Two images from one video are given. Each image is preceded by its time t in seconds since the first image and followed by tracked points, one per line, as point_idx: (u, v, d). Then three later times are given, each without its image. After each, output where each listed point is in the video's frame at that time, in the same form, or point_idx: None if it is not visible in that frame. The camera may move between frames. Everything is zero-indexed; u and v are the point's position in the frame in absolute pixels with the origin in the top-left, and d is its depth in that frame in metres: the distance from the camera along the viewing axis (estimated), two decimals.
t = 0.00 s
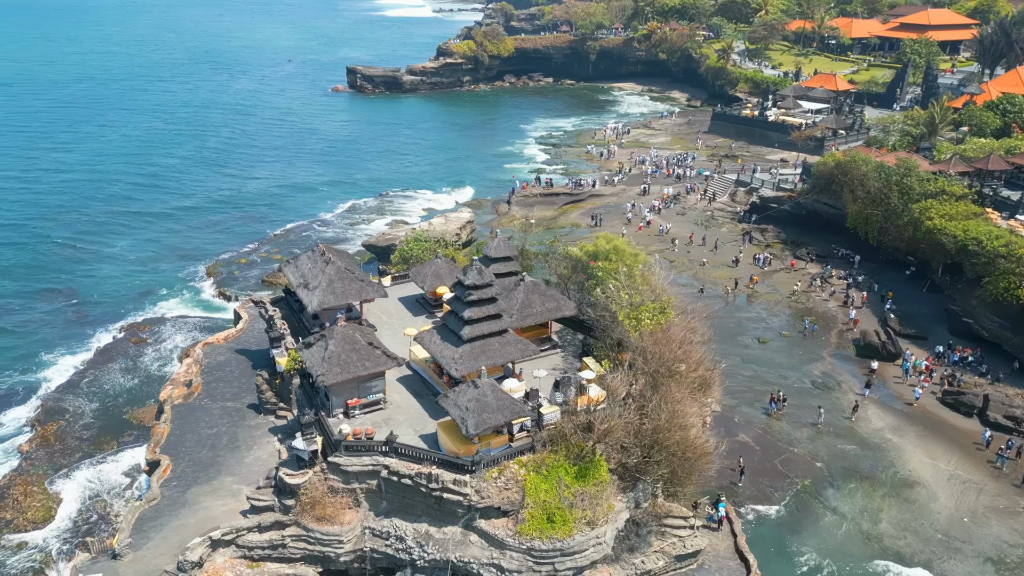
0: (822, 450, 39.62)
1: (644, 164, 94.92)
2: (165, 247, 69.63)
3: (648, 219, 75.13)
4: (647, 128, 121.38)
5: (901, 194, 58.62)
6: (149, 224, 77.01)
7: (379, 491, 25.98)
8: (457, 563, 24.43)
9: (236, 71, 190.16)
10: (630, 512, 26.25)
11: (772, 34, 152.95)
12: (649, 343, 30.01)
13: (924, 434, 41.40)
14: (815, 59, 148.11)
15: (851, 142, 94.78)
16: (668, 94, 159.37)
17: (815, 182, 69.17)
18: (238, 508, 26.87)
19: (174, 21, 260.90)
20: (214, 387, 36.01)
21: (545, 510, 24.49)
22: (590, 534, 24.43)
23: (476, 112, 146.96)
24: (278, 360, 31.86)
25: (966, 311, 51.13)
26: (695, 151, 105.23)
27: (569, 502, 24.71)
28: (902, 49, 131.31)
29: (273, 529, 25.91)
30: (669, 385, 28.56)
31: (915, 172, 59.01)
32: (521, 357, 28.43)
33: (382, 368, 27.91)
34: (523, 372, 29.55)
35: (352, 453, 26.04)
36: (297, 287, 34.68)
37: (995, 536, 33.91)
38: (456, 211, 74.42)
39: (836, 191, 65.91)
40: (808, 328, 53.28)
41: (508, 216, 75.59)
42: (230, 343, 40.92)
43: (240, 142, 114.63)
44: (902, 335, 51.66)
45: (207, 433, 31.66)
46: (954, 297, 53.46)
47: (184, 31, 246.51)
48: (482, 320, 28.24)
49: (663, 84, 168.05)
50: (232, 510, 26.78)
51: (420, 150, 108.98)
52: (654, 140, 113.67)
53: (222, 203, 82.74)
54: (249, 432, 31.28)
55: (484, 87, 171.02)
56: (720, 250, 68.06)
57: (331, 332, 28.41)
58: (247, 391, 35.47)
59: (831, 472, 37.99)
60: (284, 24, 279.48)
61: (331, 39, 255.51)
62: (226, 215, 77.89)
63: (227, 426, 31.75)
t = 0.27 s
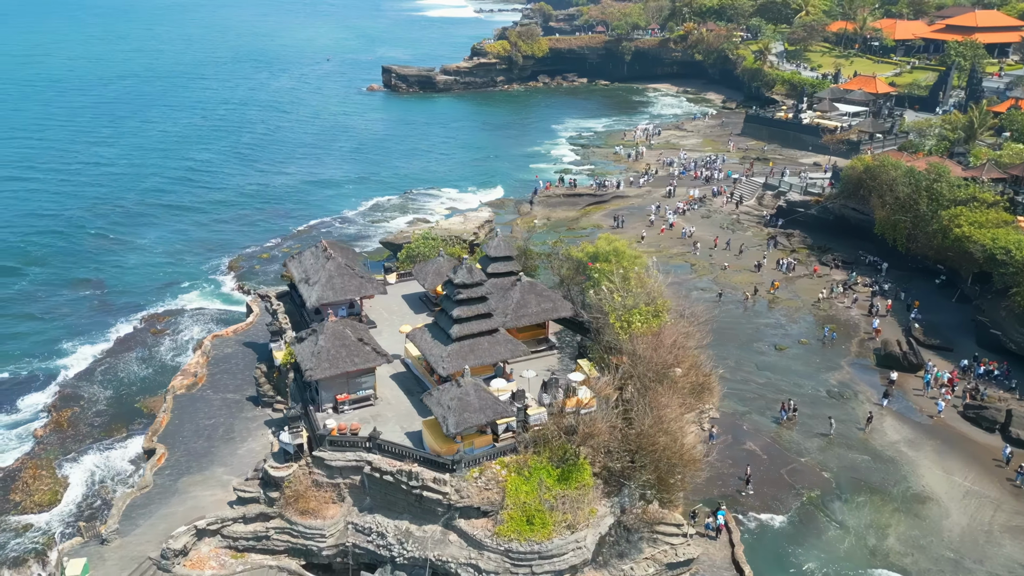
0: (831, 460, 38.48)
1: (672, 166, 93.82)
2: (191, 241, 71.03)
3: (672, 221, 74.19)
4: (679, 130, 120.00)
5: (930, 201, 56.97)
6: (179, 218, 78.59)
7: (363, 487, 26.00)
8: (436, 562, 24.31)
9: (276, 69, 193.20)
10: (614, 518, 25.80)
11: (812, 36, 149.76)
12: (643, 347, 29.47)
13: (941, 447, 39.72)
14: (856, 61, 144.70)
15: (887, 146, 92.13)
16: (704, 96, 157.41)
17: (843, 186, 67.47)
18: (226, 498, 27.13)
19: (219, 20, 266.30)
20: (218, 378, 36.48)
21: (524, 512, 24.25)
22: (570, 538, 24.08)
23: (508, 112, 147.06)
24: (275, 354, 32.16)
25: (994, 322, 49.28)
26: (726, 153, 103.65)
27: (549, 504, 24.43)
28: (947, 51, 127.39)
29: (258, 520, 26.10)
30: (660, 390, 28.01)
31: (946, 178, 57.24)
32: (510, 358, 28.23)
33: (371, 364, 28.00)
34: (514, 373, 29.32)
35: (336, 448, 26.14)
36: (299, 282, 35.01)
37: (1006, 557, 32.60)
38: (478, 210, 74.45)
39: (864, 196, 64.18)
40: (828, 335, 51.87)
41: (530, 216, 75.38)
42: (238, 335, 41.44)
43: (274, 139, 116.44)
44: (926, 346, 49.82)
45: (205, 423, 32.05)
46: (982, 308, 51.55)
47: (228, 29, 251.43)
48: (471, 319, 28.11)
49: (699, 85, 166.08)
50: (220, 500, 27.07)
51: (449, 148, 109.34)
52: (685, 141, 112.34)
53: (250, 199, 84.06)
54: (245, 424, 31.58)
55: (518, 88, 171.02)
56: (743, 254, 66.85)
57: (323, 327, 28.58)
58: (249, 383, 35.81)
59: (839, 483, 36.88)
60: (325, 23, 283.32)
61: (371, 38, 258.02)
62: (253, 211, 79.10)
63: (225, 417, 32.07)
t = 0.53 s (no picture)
0: (837, 471, 37.72)
1: (700, 168, 92.67)
2: (217, 237, 72.54)
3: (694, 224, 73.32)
4: (711, 132, 118.42)
5: (958, 208, 55.43)
6: (207, 213, 80.24)
7: (346, 482, 26.24)
8: (413, 559, 24.41)
9: (315, 66, 196.03)
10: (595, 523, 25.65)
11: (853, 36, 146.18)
12: (632, 351, 29.16)
13: (952, 461, 38.75)
14: (898, 63, 140.85)
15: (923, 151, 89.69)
16: (740, 98, 155.05)
17: (870, 192, 65.91)
18: (215, 489, 27.62)
19: (262, 18, 271.05)
20: (222, 370, 37.16)
21: (501, 513, 24.14)
22: (546, 540, 23.96)
23: (541, 112, 146.89)
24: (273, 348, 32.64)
25: (1019, 334, 47.59)
26: (757, 156, 102.01)
27: (527, 505, 24.34)
28: (994, 54, 123.11)
29: (243, 511, 26.52)
30: (647, 394, 27.70)
31: (976, 184, 55.65)
32: (498, 358, 28.19)
33: (359, 360, 28.21)
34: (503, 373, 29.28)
35: (321, 443, 26.44)
36: (300, 278, 35.48)
37: None
38: (498, 210, 74.54)
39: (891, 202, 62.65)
40: (845, 344, 50.76)
41: (551, 216, 75.24)
42: (247, 329, 42.15)
43: (307, 136, 118.14)
44: (946, 357, 48.35)
45: (204, 415, 32.67)
46: (1008, 319, 49.87)
47: (271, 27, 255.81)
48: (459, 318, 28.19)
49: (736, 87, 163.74)
50: (209, 491, 27.56)
51: (477, 148, 109.66)
52: (716, 143, 110.87)
53: (277, 195, 85.43)
54: (241, 417, 32.11)
55: (552, 87, 170.75)
56: (765, 259, 65.74)
57: (314, 323, 28.93)
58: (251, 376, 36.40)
59: (842, 494, 36.15)
60: (366, 21, 286.29)
61: (410, 37, 259.88)
62: (279, 208, 80.37)
63: (222, 409, 32.67)
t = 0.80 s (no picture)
0: (840, 483, 37.00)
1: (728, 170, 91.36)
2: (242, 233, 74.01)
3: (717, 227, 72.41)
4: (743, 134, 116.66)
5: (986, 215, 53.54)
6: (235, 209, 81.91)
7: (329, 477, 26.50)
8: (389, 556, 24.55)
9: (353, 65, 198.49)
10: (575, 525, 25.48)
11: (896, 38, 142.20)
12: (620, 354, 28.93)
13: (963, 476, 37.61)
14: (943, 64, 136.65)
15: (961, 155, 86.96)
16: (778, 100, 152.38)
17: (897, 197, 64.08)
18: (204, 479, 28.16)
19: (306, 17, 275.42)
20: (226, 362, 37.87)
21: (476, 513, 24.11)
22: (521, 541, 23.82)
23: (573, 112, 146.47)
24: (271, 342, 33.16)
25: None
26: (789, 159, 100.16)
27: (502, 505, 24.27)
28: None
29: (229, 502, 27.03)
30: (631, 398, 27.49)
31: (1005, 191, 53.62)
32: (485, 358, 28.16)
33: (349, 356, 28.49)
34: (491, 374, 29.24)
35: (305, 436, 26.74)
36: (303, 273, 35.96)
37: None
38: (519, 210, 74.56)
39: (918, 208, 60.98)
40: (862, 353, 49.61)
41: (571, 217, 75.02)
42: (256, 323, 42.90)
43: (339, 134, 119.67)
44: (967, 369, 46.93)
45: (203, 406, 33.33)
46: None
47: (314, 26, 259.73)
48: (447, 317, 28.25)
49: (774, 89, 161.09)
50: (198, 481, 28.12)
51: (505, 147, 109.79)
52: (748, 146, 109.21)
53: (304, 192, 86.77)
54: (238, 409, 32.69)
55: (586, 88, 170.15)
56: (787, 264, 64.57)
57: (306, 318, 29.26)
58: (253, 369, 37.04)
59: (844, 506, 35.44)
60: (407, 20, 288.74)
61: (449, 37, 261.19)
62: (305, 205, 81.60)
63: (221, 401, 33.30)
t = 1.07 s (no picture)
0: (844, 495, 36.09)
1: (758, 173, 89.87)
2: (267, 229, 75.25)
3: (740, 231, 71.29)
4: (777, 137, 114.59)
5: (1016, 224, 51.72)
6: (264, 205, 83.32)
7: (312, 471, 26.71)
8: (366, 551, 24.66)
9: (391, 64, 200.46)
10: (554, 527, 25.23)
11: (941, 40, 137.97)
12: (608, 358, 28.72)
13: (974, 491, 36.37)
14: (991, 67, 132.14)
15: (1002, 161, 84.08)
16: (817, 103, 149.36)
17: (928, 203, 62.16)
18: (194, 469, 28.67)
19: (348, 17, 278.98)
20: (232, 354, 38.56)
21: (452, 511, 24.06)
22: (495, 542, 23.61)
23: (607, 113, 145.69)
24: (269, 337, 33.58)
25: None
26: (822, 163, 98.05)
27: (477, 505, 24.17)
28: None
29: (216, 493, 27.51)
30: (616, 402, 27.25)
31: None
32: (473, 356, 28.13)
33: (338, 352, 28.73)
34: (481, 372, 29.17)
35: (290, 430, 26.99)
36: (304, 269, 36.36)
37: None
38: (541, 210, 74.41)
39: (948, 216, 59.22)
40: (880, 363, 48.32)
41: (593, 219, 74.61)
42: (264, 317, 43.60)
43: (371, 132, 120.93)
44: (988, 382, 45.41)
45: (203, 397, 33.96)
46: None
47: (355, 26, 262.85)
48: (436, 315, 28.32)
49: (813, 91, 158.02)
50: (189, 470, 28.66)
51: (534, 147, 109.63)
52: (781, 149, 107.26)
53: (331, 190, 87.81)
54: (236, 401, 33.23)
55: (622, 89, 169.11)
56: (811, 269, 63.23)
57: (298, 313, 29.55)
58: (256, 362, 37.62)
59: (845, 519, 34.57)
60: (447, 20, 290.50)
61: (488, 36, 261.74)
62: (331, 203, 82.57)
63: (220, 392, 33.89)
